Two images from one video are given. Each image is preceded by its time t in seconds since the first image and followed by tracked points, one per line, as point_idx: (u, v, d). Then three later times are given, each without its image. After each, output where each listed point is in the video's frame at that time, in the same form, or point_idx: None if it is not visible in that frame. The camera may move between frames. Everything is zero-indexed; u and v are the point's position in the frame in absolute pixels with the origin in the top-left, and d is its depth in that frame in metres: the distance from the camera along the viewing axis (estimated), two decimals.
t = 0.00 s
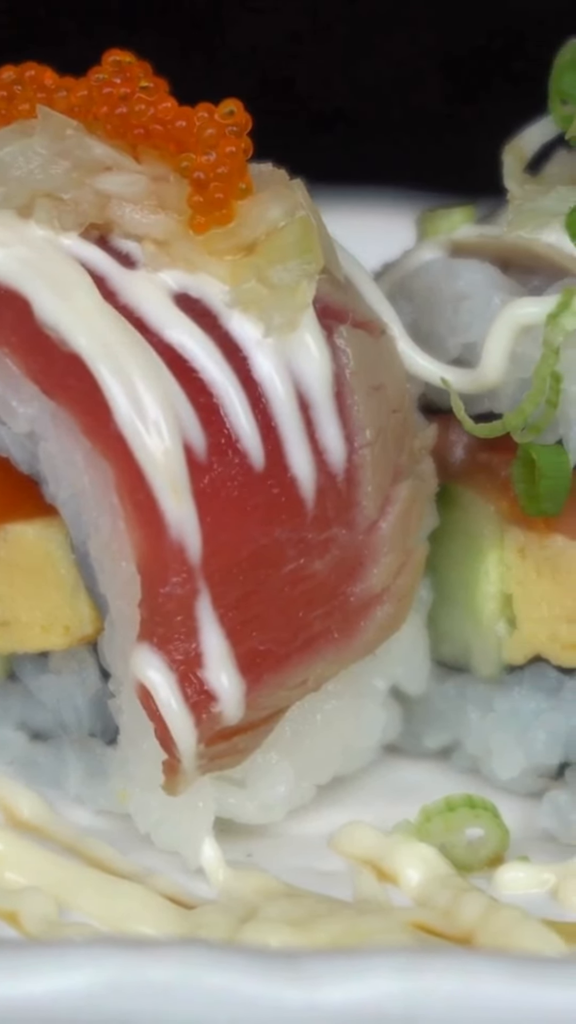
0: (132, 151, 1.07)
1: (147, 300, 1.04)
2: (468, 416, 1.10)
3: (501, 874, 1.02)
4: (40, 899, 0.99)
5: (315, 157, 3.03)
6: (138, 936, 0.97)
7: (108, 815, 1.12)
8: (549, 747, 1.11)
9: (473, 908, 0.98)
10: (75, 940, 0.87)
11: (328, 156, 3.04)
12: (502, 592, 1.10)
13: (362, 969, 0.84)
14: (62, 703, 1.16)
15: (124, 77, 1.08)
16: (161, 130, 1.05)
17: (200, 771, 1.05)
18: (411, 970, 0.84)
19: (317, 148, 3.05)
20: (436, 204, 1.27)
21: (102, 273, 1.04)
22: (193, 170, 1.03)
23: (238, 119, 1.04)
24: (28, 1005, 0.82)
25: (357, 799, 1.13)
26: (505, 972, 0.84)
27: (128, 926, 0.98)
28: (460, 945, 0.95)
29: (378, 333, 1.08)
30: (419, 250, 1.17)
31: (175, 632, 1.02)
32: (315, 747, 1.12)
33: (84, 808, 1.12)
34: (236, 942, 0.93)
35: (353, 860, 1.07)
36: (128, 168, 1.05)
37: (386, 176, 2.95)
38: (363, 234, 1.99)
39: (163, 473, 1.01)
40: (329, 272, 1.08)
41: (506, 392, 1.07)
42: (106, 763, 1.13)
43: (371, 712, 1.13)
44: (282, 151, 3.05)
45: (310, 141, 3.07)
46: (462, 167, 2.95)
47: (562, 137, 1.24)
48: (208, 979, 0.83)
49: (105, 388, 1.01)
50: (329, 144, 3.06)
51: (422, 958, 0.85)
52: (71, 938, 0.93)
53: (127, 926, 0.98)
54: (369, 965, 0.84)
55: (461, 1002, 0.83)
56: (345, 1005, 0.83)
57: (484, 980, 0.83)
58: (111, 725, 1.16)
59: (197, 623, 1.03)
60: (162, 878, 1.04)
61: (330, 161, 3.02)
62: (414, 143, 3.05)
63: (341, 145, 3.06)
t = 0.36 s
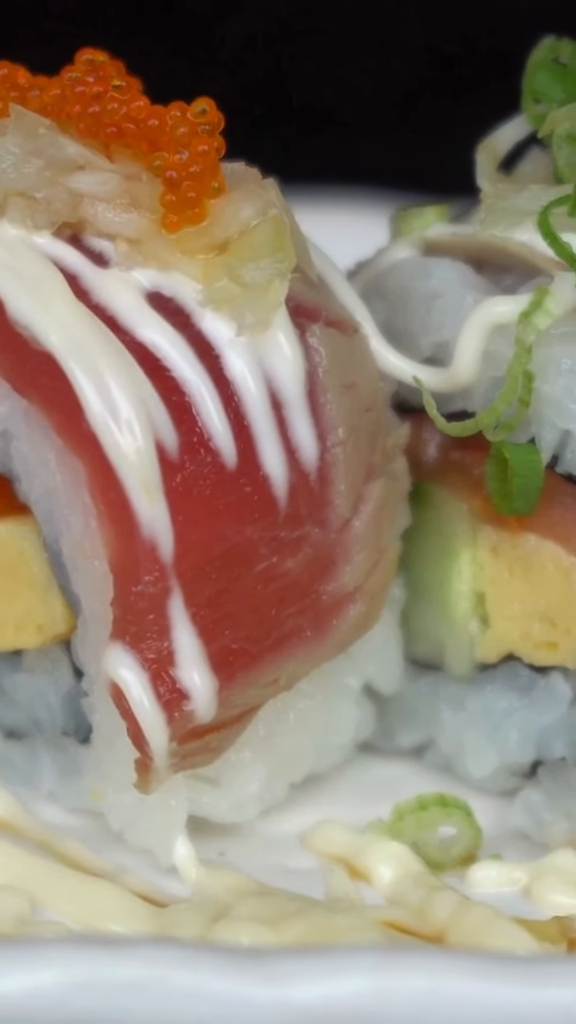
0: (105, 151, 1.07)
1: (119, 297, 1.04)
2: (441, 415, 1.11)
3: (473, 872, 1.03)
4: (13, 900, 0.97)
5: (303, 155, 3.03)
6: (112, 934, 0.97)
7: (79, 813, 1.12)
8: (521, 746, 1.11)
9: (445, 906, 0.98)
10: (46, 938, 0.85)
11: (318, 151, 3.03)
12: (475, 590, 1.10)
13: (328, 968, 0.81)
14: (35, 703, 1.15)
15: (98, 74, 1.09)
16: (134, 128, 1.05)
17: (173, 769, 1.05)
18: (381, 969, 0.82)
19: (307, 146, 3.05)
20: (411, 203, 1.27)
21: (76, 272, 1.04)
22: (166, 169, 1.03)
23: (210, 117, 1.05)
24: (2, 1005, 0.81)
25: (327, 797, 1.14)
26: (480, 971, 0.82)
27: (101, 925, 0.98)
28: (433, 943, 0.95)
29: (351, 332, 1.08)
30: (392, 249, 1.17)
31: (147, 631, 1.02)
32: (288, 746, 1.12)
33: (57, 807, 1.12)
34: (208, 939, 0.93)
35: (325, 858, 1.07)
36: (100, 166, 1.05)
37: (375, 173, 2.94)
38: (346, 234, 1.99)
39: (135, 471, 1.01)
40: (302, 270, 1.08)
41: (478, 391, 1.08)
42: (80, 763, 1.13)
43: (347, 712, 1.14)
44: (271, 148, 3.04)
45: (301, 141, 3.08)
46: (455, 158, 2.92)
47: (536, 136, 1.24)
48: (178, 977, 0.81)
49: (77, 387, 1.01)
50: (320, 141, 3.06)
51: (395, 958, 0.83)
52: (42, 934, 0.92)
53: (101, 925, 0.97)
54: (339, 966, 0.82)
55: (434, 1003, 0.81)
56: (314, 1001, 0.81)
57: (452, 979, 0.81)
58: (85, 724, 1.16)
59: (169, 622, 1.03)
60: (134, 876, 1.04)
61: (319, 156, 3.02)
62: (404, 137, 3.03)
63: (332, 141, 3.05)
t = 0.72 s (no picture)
0: (80, 150, 1.08)
1: (93, 295, 1.04)
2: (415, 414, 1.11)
3: (448, 871, 1.03)
4: None
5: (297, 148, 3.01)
6: (84, 933, 0.96)
7: (56, 813, 1.13)
8: (495, 746, 1.11)
9: (418, 905, 0.98)
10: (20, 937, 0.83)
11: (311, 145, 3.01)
12: (450, 588, 1.11)
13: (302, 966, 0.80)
14: (9, 702, 1.15)
15: (72, 72, 1.09)
16: (107, 127, 1.05)
17: (146, 767, 1.05)
18: (353, 967, 0.80)
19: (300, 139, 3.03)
20: (386, 203, 1.27)
21: (50, 272, 1.04)
22: (140, 168, 1.02)
23: (183, 116, 1.04)
24: None
25: (300, 794, 1.15)
26: (459, 971, 0.80)
27: (74, 923, 0.97)
28: (404, 941, 0.95)
29: (325, 331, 1.09)
30: (366, 248, 1.18)
31: (121, 630, 1.02)
32: (262, 744, 1.12)
33: (33, 806, 1.12)
34: (181, 937, 0.93)
35: (299, 857, 1.07)
36: (74, 163, 1.06)
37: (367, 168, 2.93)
38: (329, 233, 1.99)
39: (107, 469, 1.00)
40: (276, 270, 1.08)
41: (452, 389, 1.08)
42: (56, 762, 1.13)
43: (322, 711, 1.14)
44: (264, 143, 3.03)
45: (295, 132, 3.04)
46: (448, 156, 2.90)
47: (511, 136, 1.24)
48: (151, 974, 0.80)
49: (50, 386, 1.00)
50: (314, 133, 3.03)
51: (369, 958, 0.81)
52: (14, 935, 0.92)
53: (73, 923, 0.97)
54: (310, 966, 0.81)
55: (411, 1002, 0.80)
56: (290, 999, 0.79)
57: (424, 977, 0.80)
58: (59, 723, 1.16)
59: (143, 620, 1.03)
60: (108, 873, 1.04)
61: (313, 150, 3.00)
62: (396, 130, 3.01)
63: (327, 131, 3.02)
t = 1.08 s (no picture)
0: (54, 148, 1.08)
1: (67, 294, 1.03)
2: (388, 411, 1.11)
3: (421, 870, 1.03)
4: None
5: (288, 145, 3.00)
6: (59, 930, 0.95)
7: (30, 810, 1.13)
8: (470, 744, 1.12)
9: (392, 904, 0.98)
10: None
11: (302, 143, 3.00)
12: (424, 586, 1.11)
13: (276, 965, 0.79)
14: None
15: (45, 71, 1.09)
16: (81, 126, 1.05)
17: (120, 765, 1.05)
18: (326, 963, 0.79)
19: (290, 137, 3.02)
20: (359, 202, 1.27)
21: (25, 271, 1.04)
22: (113, 166, 1.02)
23: (157, 116, 1.05)
24: None
25: (274, 792, 1.15)
26: (433, 971, 0.79)
27: (49, 923, 0.96)
28: (378, 940, 0.94)
29: (299, 329, 1.09)
30: (341, 247, 1.18)
31: (94, 628, 1.02)
32: (237, 743, 1.12)
33: (6, 804, 1.13)
34: (154, 937, 0.92)
35: (273, 855, 1.07)
36: (48, 162, 1.06)
37: (359, 163, 2.91)
38: (304, 230, 1.99)
39: (81, 468, 1.00)
40: (250, 269, 1.08)
41: (426, 385, 1.09)
42: (30, 759, 1.14)
43: (296, 710, 1.15)
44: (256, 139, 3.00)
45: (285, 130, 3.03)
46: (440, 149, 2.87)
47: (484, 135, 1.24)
48: (119, 973, 0.78)
49: (23, 385, 1.00)
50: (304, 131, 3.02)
51: (341, 956, 0.80)
52: None
53: (48, 921, 0.96)
54: (288, 963, 0.79)
55: (383, 1001, 0.78)
56: (259, 999, 0.78)
57: (394, 975, 0.79)
58: (34, 723, 1.15)
59: (116, 619, 1.02)
60: (82, 872, 1.04)
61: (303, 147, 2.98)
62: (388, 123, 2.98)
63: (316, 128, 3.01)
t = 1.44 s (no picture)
0: (23, 148, 1.08)
1: (35, 292, 1.02)
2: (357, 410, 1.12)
3: (390, 869, 1.03)
4: None
5: (273, 145, 3.00)
6: (29, 929, 0.94)
7: None
8: (439, 742, 1.13)
9: (360, 902, 0.97)
10: None
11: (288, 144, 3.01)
12: (393, 585, 1.13)
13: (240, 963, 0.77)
14: None
15: (15, 71, 1.09)
16: (50, 126, 1.05)
17: (88, 763, 1.05)
18: (294, 960, 0.78)
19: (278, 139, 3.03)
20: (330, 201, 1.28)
21: None
22: (81, 165, 1.01)
23: (126, 116, 1.04)
24: None
25: (244, 792, 1.15)
26: (391, 970, 0.78)
27: (19, 922, 0.95)
28: (345, 938, 0.94)
29: (269, 328, 1.10)
30: (310, 246, 1.18)
31: (63, 626, 1.01)
32: (206, 739, 1.13)
33: None
34: (123, 936, 0.91)
35: (242, 854, 1.07)
36: (17, 162, 1.06)
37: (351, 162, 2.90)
38: (276, 229, 2.00)
39: (50, 468, 0.99)
40: (219, 269, 1.09)
41: (395, 385, 1.10)
42: None
43: (264, 707, 1.16)
44: (242, 140, 3.01)
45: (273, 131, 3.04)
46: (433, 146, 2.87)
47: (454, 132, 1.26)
48: (79, 970, 0.77)
49: None
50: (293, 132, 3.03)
51: (308, 957, 0.79)
52: None
53: (18, 920, 0.95)
54: (253, 962, 0.78)
55: (352, 1000, 0.77)
56: (226, 999, 0.76)
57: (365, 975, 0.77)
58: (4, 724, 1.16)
59: (85, 618, 1.02)
60: (51, 871, 1.03)
61: (289, 148, 3.00)
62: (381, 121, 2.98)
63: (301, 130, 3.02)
